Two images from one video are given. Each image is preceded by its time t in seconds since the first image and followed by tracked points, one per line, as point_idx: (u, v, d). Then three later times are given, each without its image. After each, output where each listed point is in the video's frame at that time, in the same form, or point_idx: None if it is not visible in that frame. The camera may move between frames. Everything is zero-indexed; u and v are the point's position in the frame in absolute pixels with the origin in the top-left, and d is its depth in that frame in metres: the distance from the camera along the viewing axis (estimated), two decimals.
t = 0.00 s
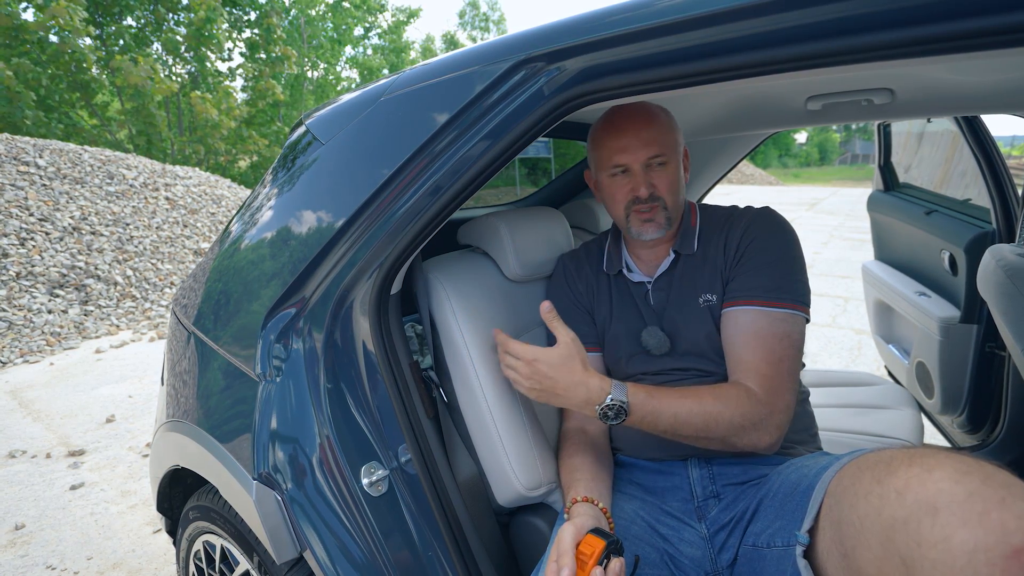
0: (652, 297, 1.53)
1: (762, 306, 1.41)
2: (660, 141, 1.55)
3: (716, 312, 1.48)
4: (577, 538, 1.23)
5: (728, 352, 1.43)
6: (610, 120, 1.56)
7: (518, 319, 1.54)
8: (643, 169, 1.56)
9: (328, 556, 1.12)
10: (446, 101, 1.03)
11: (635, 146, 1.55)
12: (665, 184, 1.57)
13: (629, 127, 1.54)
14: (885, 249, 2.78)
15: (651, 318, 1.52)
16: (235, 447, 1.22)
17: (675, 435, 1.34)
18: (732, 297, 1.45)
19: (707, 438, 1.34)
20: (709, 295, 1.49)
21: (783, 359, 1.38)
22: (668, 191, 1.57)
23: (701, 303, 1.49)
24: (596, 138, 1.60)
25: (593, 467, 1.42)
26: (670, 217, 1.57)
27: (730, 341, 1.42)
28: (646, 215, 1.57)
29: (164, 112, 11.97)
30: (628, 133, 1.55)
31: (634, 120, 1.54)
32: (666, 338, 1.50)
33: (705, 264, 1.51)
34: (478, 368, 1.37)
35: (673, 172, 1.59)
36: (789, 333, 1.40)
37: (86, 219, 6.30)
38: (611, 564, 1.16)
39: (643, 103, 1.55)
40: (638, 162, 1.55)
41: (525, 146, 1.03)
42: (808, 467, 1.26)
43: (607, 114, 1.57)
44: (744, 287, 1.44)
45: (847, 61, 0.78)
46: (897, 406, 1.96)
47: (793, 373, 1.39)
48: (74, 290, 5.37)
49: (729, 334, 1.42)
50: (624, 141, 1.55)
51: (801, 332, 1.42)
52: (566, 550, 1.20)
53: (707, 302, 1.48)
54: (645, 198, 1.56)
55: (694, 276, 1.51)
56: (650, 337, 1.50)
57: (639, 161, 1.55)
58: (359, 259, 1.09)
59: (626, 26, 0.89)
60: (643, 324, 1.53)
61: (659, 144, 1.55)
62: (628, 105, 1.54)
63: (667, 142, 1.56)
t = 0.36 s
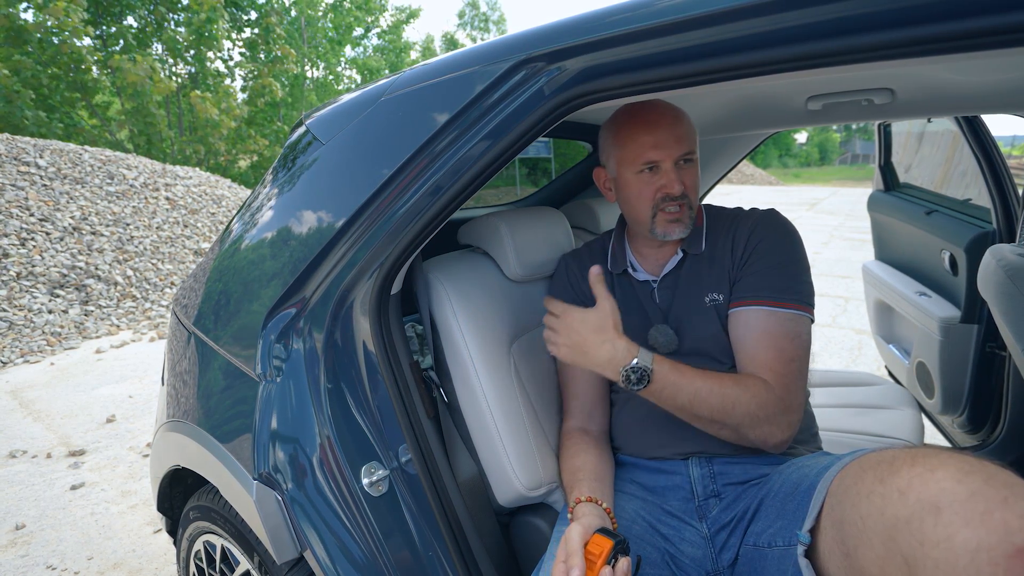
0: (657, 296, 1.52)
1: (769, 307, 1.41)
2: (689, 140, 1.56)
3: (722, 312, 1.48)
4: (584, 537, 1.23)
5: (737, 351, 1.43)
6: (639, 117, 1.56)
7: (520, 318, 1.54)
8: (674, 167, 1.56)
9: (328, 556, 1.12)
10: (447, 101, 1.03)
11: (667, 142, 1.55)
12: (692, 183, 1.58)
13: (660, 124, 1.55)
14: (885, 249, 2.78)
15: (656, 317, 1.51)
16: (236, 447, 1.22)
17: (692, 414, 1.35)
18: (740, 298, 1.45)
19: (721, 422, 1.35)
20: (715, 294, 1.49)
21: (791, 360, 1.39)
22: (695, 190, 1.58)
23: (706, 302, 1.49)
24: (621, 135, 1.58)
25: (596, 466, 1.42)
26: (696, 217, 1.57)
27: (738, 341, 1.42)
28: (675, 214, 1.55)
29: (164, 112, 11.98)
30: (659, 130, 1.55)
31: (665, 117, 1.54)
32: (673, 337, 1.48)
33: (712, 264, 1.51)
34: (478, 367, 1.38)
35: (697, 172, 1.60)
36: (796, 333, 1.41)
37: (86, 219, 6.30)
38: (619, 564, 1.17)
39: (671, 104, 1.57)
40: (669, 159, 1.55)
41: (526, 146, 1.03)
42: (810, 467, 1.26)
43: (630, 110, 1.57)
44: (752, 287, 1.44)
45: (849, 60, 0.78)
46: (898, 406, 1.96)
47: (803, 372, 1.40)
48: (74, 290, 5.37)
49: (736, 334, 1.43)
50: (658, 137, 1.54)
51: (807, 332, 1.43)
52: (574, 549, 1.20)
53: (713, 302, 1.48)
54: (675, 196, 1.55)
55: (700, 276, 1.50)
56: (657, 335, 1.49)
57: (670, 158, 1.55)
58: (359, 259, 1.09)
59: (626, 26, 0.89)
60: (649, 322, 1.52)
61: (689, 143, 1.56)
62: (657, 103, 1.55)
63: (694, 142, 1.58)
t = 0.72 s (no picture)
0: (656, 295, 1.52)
1: (769, 308, 1.42)
2: (671, 139, 1.54)
3: (722, 314, 1.48)
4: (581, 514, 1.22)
5: (739, 351, 1.44)
6: (619, 119, 1.55)
7: (520, 318, 1.54)
8: (654, 168, 1.55)
9: (328, 555, 1.12)
10: (447, 101, 1.03)
11: (645, 144, 1.53)
12: (675, 183, 1.56)
13: (641, 125, 1.54)
14: (885, 250, 2.78)
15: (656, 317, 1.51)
16: (236, 447, 1.22)
17: (714, 405, 1.32)
18: (742, 299, 1.45)
19: (740, 417, 1.33)
20: (715, 295, 1.49)
21: (790, 362, 1.39)
22: (678, 191, 1.56)
23: (707, 303, 1.49)
24: (605, 136, 1.58)
25: (595, 462, 1.42)
26: (679, 218, 1.57)
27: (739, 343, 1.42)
28: (655, 216, 1.57)
29: (165, 112, 11.98)
30: (638, 131, 1.54)
31: (644, 118, 1.53)
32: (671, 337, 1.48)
33: (712, 264, 1.51)
34: (479, 367, 1.38)
35: (682, 170, 1.58)
36: (796, 335, 1.41)
37: (87, 219, 6.31)
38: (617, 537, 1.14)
39: (656, 103, 1.55)
40: (648, 160, 1.54)
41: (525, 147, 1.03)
42: (810, 467, 1.26)
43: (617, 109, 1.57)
44: (753, 289, 1.45)
45: (848, 60, 0.78)
46: (898, 407, 1.96)
47: (803, 374, 1.40)
48: (75, 290, 5.38)
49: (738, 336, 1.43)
50: (636, 139, 1.53)
51: (807, 334, 1.44)
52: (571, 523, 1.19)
53: (713, 303, 1.48)
54: (655, 196, 1.55)
55: (700, 277, 1.51)
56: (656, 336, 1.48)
57: (649, 159, 1.54)
58: (360, 259, 1.09)
59: (625, 26, 0.89)
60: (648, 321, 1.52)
61: (670, 142, 1.54)
62: (637, 103, 1.53)
63: (678, 140, 1.55)
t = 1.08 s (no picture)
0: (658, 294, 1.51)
1: (773, 309, 1.42)
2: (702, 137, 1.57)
3: (726, 313, 1.48)
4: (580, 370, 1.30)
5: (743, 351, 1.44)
6: (655, 115, 1.54)
7: (520, 318, 1.54)
8: (691, 164, 1.55)
9: (328, 555, 1.12)
10: (448, 100, 1.03)
11: (684, 140, 1.54)
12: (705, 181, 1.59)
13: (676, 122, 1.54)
14: (886, 250, 2.78)
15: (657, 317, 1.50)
16: (236, 447, 1.22)
17: (729, 404, 1.31)
18: (746, 299, 1.45)
19: (753, 418, 1.32)
20: (719, 295, 1.49)
21: (794, 362, 1.39)
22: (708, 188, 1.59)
23: (710, 303, 1.49)
24: (637, 134, 1.57)
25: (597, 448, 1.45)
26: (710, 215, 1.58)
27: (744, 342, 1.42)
28: (692, 212, 1.56)
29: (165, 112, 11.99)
30: (676, 127, 1.54)
31: (680, 115, 1.54)
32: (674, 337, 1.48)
33: (716, 264, 1.51)
34: (479, 368, 1.38)
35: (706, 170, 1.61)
36: (800, 336, 1.41)
37: (87, 219, 6.31)
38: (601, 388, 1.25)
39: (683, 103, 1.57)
40: (687, 155, 1.54)
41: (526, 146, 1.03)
42: (811, 468, 1.26)
43: (638, 108, 1.56)
44: (758, 290, 1.45)
45: (850, 60, 0.78)
46: (898, 407, 1.96)
47: (807, 375, 1.41)
48: (75, 289, 5.38)
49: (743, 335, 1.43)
50: (676, 135, 1.53)
51: (811, 335, 1.44)
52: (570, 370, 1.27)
53: (716, 302, 1.48)
54: (692, 193, 1.56)
55: (703, 276, 1.50)
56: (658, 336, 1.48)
57: (688, 155, 1.54)
58: (360, 259, 1.09)
59: (625, 26, 0.89)
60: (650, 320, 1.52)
61: (703, 140, 1.56)
62: (671, 100, 1.54)
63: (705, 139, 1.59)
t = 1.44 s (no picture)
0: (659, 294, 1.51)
1: (775, 309, 1.42)
2: (693, 138, 1.54)
3: (727, 314, 1.48)
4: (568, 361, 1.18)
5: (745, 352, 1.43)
6: (642, 115, 1.52)
7: (519, 318, 1.54)
8: (675, 166, 1.53)
9: (328, 555, 1.12)
10: (447, 100, 1.03)
11: (668, 142, 1.52)
12: (693, 183, 1.56)
13: (672, 125, 1.52)
14: (886, 250, 2.78)
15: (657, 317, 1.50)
16: (235, 447, 1.22)
17: (748, 418, 1.30)
18: (747, 300, 1.45)
19: (767, 426, 1.33)
20: (720, 295, 1.49)
21: (795, 363, 1.39)
22: (694, 190, 1.56)
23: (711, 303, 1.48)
24: (625, 133, 1.56)
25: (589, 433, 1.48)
26: (693, 217, 1.58)
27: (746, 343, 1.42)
28: (672, 215, 1.56)
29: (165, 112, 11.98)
30: (661, 129, 1.52)
31: (667, 116, 1.51)
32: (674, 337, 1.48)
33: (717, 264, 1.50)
34: (479, 368, 1.38)
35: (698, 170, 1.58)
36: (802, 337, 1.41)
37: (87, 219, 6.31)
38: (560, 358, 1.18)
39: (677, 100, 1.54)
40: (671, 158, 1.53)
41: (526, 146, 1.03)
42: (812, 467, 1.27)
43: (640, 103, 1.53)
44: (761, 290, 1.45)
45: (850, 59, 0.78)
46: (898, 407, 1.96)
47: (808, 375, 1.41)
48: (75, 289, 5.38)
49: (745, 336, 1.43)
50: (659, 137, 1.51)
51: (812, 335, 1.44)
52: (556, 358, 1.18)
53: (718, 302, 1.48)
54: (674, 195, 1.55)
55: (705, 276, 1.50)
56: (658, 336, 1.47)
57: (671, 157, 1.53)
58: (359, 259, 1.09)
59: (624, 26, 0.89)
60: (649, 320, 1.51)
61: (691, 141, 1.53)
62: (661, 100, 1.51)
63: (697, 139, 1.55)
